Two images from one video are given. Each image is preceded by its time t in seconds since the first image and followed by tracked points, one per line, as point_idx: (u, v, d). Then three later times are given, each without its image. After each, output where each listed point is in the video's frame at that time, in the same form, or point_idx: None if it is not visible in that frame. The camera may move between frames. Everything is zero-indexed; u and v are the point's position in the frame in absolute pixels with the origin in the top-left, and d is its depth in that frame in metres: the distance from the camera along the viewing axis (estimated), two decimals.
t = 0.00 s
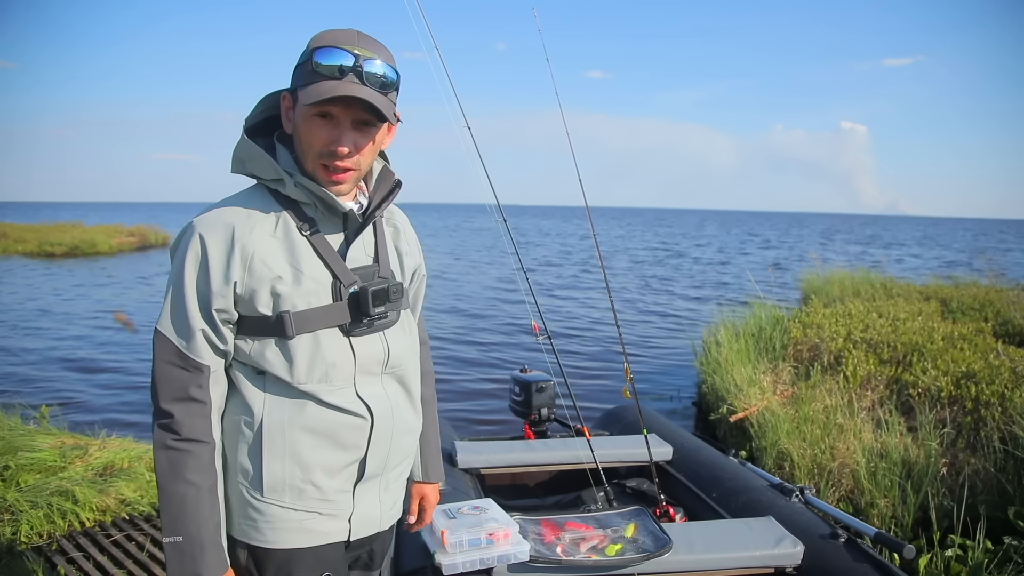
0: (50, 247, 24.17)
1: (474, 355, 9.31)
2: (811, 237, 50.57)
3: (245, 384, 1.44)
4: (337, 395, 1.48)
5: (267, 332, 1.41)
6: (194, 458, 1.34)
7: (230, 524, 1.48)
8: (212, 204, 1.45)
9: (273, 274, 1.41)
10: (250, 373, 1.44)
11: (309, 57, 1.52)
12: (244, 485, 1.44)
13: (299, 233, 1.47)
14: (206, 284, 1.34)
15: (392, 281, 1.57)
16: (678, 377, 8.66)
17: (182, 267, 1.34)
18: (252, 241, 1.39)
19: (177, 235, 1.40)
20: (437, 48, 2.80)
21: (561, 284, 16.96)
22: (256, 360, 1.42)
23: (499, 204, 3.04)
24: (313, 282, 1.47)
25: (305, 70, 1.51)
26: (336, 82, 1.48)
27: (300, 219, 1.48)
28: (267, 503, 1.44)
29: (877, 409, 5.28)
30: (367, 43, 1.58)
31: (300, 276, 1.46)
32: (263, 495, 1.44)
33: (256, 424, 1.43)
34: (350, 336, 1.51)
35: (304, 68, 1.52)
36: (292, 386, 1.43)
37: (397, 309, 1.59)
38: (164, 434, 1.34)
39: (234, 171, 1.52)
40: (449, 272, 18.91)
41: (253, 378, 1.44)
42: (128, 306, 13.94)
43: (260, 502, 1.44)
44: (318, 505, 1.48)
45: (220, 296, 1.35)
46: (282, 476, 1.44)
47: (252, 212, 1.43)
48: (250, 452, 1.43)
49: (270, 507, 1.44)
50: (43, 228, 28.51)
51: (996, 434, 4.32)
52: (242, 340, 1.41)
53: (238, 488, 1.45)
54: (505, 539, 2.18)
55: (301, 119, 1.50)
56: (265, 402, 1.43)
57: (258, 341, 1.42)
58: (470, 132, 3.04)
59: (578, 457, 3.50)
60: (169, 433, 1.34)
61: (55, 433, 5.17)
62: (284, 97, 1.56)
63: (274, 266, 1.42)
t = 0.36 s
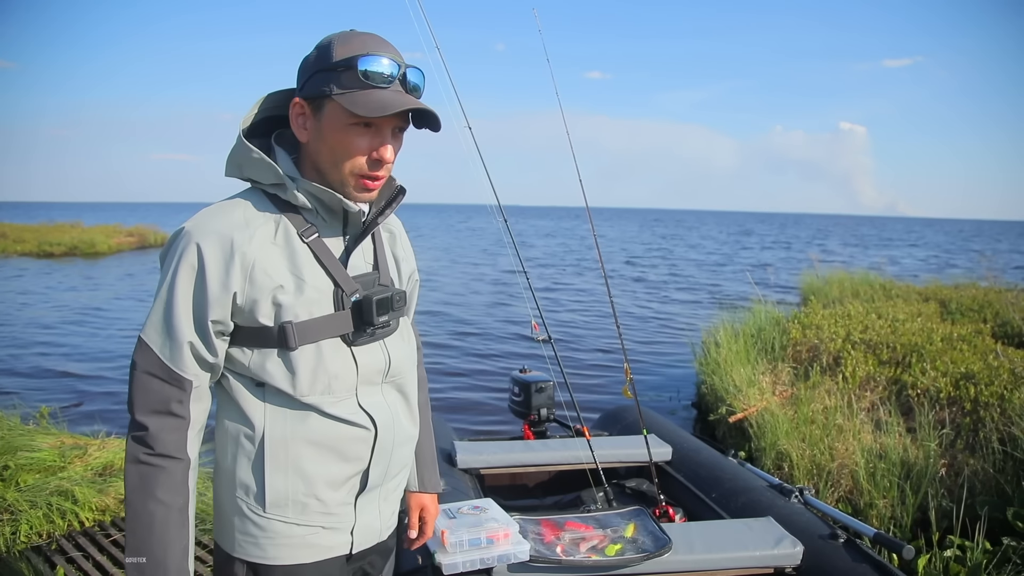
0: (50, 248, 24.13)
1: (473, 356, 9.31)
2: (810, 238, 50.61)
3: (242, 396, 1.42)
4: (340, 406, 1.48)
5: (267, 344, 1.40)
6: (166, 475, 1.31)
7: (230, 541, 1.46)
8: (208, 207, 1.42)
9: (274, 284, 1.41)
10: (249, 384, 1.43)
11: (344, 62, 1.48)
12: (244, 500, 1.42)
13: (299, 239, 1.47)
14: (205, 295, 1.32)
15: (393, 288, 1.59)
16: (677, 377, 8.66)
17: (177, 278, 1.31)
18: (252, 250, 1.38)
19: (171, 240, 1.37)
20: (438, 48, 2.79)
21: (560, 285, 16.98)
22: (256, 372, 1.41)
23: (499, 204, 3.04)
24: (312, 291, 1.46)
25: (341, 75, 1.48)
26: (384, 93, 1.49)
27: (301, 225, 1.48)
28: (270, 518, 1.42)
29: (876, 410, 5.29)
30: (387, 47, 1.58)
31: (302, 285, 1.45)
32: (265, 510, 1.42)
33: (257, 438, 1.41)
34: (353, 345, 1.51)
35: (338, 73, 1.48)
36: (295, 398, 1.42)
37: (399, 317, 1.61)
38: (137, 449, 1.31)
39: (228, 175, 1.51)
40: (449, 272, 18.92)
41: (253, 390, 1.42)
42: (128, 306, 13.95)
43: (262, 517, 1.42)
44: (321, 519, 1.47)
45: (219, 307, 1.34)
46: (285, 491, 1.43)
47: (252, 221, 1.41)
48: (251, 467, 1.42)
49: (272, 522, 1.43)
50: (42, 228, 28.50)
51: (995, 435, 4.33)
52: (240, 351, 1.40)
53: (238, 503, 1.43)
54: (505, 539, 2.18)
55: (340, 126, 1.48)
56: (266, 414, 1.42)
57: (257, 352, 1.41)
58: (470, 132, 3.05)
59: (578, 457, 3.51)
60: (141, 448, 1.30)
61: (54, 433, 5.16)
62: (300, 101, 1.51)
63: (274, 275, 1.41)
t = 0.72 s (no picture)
0: (49, 248, 24.11)
1: (473, 355, 9.31)
2: (809, 238, 50.63)
3: (251, 403, 1.39)
4: (349, 409, 1.49)
5: (278, 348, 1.38)
6: (211, 480, 1.27)
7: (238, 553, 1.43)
8: (206, 211, 1.37)
9: (285, 285, 1.39)
10: (255, 391, 1.40)
11: (357, 63, 1.48)
12: (256, 510, 1.40)
13: (306, 240, 1.46)
14: (222, 299, 1.29)
15: (396, 288, 1.62)
16: (677, 377, 8.66)
17: (188, 283, 1.27)
18: (264, 250, 1.35)
19: (171, 247, 1.31)
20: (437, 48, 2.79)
21: (560, 284, 16.98)
22: (266, 378, 1.39)
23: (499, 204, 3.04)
24: (319, 290, 1.45)
25: (354, 77, 1.47)
26: (397, 97, 1.50)
27: (307, 226, 1.48)
28: (282, 527, 1.42)
29: (875, 410, 5.29)
30: (395, 48, 1.58)
31: (311, 285, 1.44)
32: (278, 519, 1.41)
33: (267, 446, 1.40)
34: (360, 347, 1.52)
35: (350, 74, 1.48)
36: (307, 403, 1.42)
37: (401, 316, 1.63)
38: (170, 466, 1.26)
39: (229, 174, 1.49)
40: (448, 272, 18.92)
41: (260, 397, 1.40)
42: (128, 306, 13.95)
43: (275, 526, 1.41)
44: (335, 523, 1.48)
45: (234, 310, 1.30)
46: (298, 498, 1.42)
47: (259, 222, 1.39)
48: (261, 476, 1.40)
49: (285, 531, 1.42)
50: (42, 228, 28.48)
51: (995, 435, 4.33)
52: (249, 356, 1.37)
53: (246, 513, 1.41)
54: (505, 538, 2.17)
55: (350, 127, 1.48)
56: (275, 421, 1.40)
57: (266, 357, 1.38)
58: (469, 132, 3.05)
59: (578, 456, 3.51)
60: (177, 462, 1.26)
61: (54, 433, 5.16)
62: (306, 100, 1.50)
63: (285, 276, 1.39)
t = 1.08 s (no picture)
0: (48, 247, 24.08)
1: (472, 355, 9.30)
2: (808, 237, 50.66)
3: (249, 400, 1.39)
4: (347, 407, 1.48)
5: (276, 343, 1.38)
6: (194, 479, 1.27)
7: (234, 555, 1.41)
8: (207, 205, 1.37)
9: (284, 280, 1.39)
10: (253, 387, 1.39)
11: (329, 52, 1.48)
12: (252, 510, 1.39)
13: (306, 236, 1.46)
14: (219, 295, 1.28)
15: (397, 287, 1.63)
16: (676, 376, 8.66)
17: (185, 277, 1.26)
18: (262, 245, 1.35)
19: (170, 240, 1.31)
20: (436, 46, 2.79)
21: (559, 284, 16.99)
22: (265, 374, 1.38)
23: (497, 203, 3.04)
24: (318, 287, 1.45)
25: (325, 66, 1.47)
26: (365, 83, 1.48)
27: (308, 223, 1.48)
28: (279, 527, 1.40)
29: (874, 409, 5.29)
30: (377, 39, 1.58)
31: (310, 282, 1.44)
32: (275, 520, 1.40)
33: (264, 445, 1.39)
34: (360, 344, 1.52)
35: (322, 64, 1.48)
36: (304, 399, 1.41)
37: (401, 314, 1.62)
38: (157, 460, 1.25)
39: (230, 169, 1.47)
40: (447, 271, 18.91)
41: (259, 394, 1.39)
42: (128, 305, 13.95)
43: (271, 527, 1.40)
44: (331, 525, 1.47)
45: (231, 305, 1.30)
46: (294, 499, 1.41)
47: (259, 217, 1.39)
48: (258, 477, 1.39)
49: (281, 532, 1.41)
50: (41, 227, 28.46)
51: (994, 434, 4.33)
52: (248, 352, 1.37)
53: (241, 514, 1.40)
54: (503, 538, 2.18)
55: (324, 117, 1.48)
56: (273, 420, 1.39)
57: (265, 352, 1.38)
58: (468, 132, 3.04)
59: (576, 456, 3.51)
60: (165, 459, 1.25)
61: (52, 432, 5.15)
62: (289, 94, 1.52)
63: (284, 271, 1.39)
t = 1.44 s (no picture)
0: (47, 248, 24.08)
1: (471, 354, 9.30)
2: (808, 235, 50.65)
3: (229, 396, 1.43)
4: (328, 403, 1.46)
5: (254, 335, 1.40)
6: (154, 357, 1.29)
7: (217, 549, 1.46)
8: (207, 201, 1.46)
9: (257, 269, 1.41)
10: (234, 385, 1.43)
11: (281, 46, 1.49)
12: (230, 506, 1.42)
13: (288, 229, 1.47)
14: (179, 270, 1.33)
15: (387, 279, 1.55)
16: (676, 376, 8.66)
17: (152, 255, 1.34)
18: (237, 239, 1.40)
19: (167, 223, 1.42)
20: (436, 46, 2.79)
21: (559, 283, 16.98)
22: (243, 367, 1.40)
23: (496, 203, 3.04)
24: (299, 278, 1.46)
25: (280, 60, 1.48)
26: (318, 67, 1.46)
27: (291, 217, 1.48)
28: (253, 525, 1.41)
29: (874, 408, 5.29)
30: (331, 23, 1.56)
31: (289, 274, 1.45)
32: (249, 518, 1.41)
33: (240, 444, 1.41)
34: (344, 337, 1.50)
35: (277, 59, 1.49)
36: (282, 394, 1.42)
37: (394, 307, 1.56)
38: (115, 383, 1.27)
39: (221, 170, 1.52)
40: (447, 271, 18.90)
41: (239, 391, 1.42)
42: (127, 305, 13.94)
43: (246, 525, 1.42)
44: (309, 525, 1.46)
45: (192, 281, 1.33)
46: (268, 497, 1.42)
47: (241, 211, 1.43)
48: (235, 475, 1.42)
49: (256, 530, 1.42)
50: (41, 228, 28.46)
51: (994, 432, 4.33)
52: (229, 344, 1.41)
53: (224, 511, 1.44)
54: (504, 537, 2.18)
55: (287, 111, 1.48)
56: (250, 417, 1.41)
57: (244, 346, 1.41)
58: (467, 132, 3.03)
59: (576, 454, 3.51)
60: (120, 393, 1.24)
61: (52, 432, 5.15)
62: (258, 96, 1.53)
63: (258, 261, 1.42)
